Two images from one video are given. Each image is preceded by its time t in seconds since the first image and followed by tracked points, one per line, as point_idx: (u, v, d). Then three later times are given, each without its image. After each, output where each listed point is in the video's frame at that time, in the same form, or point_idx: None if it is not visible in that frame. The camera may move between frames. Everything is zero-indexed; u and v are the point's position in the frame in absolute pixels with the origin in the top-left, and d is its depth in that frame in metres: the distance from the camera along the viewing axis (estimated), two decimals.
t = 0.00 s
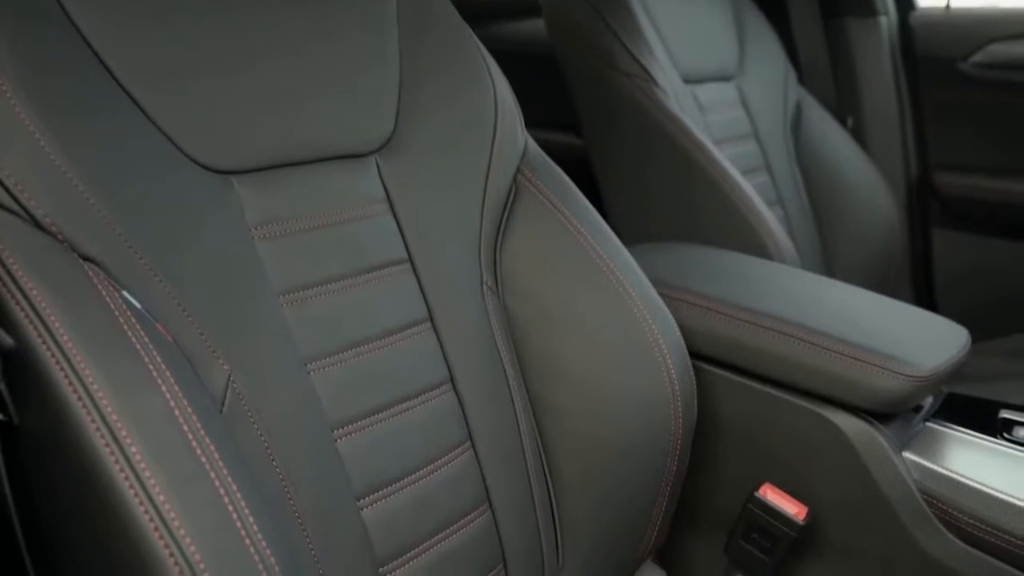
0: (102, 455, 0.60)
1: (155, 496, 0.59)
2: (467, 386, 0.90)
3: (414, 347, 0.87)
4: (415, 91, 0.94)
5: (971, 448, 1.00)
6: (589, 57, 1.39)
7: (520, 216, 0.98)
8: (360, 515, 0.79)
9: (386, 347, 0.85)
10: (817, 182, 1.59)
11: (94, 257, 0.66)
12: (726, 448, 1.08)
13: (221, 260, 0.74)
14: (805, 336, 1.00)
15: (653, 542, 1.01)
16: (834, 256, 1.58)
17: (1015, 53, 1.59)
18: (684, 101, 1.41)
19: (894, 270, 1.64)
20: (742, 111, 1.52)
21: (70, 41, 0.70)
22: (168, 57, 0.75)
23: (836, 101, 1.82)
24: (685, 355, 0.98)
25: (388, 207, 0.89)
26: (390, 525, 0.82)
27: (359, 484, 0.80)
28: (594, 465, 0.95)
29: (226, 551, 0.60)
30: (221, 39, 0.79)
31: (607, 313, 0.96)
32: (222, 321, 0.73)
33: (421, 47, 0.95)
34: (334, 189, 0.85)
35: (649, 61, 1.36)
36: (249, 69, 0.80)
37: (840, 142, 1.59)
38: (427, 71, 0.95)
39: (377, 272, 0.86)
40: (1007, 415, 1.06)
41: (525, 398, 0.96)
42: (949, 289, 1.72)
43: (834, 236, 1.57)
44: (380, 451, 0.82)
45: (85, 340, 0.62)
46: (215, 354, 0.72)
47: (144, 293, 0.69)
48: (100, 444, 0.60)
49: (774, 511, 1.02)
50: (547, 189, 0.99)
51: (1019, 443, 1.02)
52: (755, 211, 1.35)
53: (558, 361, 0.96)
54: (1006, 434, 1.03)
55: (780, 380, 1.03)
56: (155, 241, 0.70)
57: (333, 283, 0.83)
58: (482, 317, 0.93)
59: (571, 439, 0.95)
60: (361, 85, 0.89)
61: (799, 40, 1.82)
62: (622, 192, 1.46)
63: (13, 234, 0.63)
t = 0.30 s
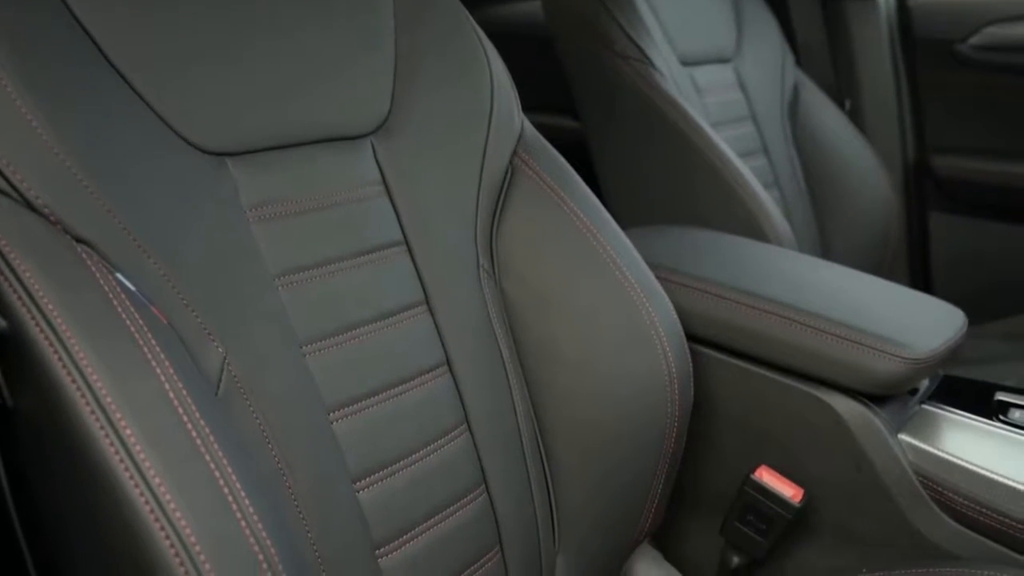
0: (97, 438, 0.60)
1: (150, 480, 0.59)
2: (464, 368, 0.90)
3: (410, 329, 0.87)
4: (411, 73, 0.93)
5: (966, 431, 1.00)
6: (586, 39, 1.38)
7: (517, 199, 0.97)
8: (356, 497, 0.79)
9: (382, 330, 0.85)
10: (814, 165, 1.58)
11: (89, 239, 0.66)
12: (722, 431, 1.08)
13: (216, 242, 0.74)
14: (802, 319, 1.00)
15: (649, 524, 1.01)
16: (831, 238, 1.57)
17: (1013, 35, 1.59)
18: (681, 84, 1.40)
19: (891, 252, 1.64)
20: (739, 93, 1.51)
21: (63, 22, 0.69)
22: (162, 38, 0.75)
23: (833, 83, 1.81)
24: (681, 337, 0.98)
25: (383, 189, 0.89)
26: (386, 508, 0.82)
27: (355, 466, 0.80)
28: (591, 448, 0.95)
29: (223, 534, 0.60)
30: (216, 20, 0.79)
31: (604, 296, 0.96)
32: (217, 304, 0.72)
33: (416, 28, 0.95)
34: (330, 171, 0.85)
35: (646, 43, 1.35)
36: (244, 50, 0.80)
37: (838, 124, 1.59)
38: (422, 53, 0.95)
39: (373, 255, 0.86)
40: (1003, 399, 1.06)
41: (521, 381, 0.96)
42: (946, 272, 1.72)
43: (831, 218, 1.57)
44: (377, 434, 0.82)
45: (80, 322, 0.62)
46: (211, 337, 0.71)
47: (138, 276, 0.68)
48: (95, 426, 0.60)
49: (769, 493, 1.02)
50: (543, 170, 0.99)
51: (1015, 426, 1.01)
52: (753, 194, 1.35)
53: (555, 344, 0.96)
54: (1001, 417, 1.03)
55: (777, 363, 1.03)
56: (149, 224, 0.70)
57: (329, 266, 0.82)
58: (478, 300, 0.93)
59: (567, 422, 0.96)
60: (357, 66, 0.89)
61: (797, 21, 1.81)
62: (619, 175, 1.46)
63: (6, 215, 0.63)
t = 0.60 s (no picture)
0: (93, 422, 0.60)
1: (146, 464, 0.59)
2: (461, 352, 0.90)
3: (407, 313, 0.87)
4: (407, 56, 0.93)
5: (963, 415, 1.00)
6: (584, 22, 1.37)
7: (513, 182, 0.97)
8: (353, 481, 0.79)
9: (378, 314, 0.85)
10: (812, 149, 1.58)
11: (83, 222, 0.65)
12: (719, 415, 1.08)
13: (212, 226, 0.74)
14: (799, 303, 1.00)
15: (646, 508, 1.01)
16: (828, 222, 1.57)
17: (1015, 18, 1.58)
18: (679, 66, 1.40)
19: (888, 236, 1.64)
20: (737, 77, 1.51)
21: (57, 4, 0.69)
22: (157, 21, 0.74)
23: (831, 66, 1.80)
24: (679, 321, 0.98)
25: (379, 172, 0.89)
26: (384, 492, 0.82)
27: (351, 450, 0.80)
28: (587, 431, 0.95)
29: (219, 519, 0.60)
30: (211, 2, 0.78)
31: (600, 279, 0.96)
32: (213, 288, 0.72)
33: (412, 10, 0.94)
34: (326, 154, 0.84)
35: (644, 26, 1.35)
36: (240, 33, 0.79)
37: (836, 108, 1.59)
38: (418, 36, 0.94)
39: (369, 239, 0.86)
40: (999, 381, 1.06)
41: (518, 365, 0.96)
42: (943, 256, 1.72)
43: (829, 202, 1.57)
44: (375, 418, 0.82)
45: (74, 305, 0.61)
46: (207, 321, 0.71)
47: (134, 259, 0.68)
48: (90, 410, 0.60)
49: (767, 476, 1.03)
50: (540, 154, 0.98)
51: (1011, 409, 1.01)
52: (750, 178, 1.35)
53: (552, 328, 0.96)
54: (997, 400, 1.03)
55: (774, 346, 1.02)
56: (144, 207, 0.70)
57: (325, 249, 0.82)
58: (475, 284, 0.93)
59: (564, 406, 0.96)
60: (353, 49, 0.88)
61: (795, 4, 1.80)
62: (616, 160, 1.45)
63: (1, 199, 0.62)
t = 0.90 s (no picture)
0: (88, 404, 0.60)
1: (142, 447, 0.59)
2: (458, 336, 0.90)
3: (403, 296, 0.87)
4: (403, 37, 0.92)
5: (960, 398, 1.00)
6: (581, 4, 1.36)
7: (510, 164, 0.97)
8: (351, 464, 0.79)
9: (375, 296, 0.84)
10: (809, 131, 1.57)
11: (75, 203, 0.65)
12: (717, 397, 1.08)
13: (207, 208, 0.73)
14: (796, 286, 0.99)
15: (643, 490, 1.01)
16: (826, 205, 1.57)
17: None
18: (676, 47, 1.39)
19: (886, 219, 1.64)
20: (735, 58, 1.50)
21: None
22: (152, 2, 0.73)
23: (830, 48, 1.79)
24: (676, 304, 0.98)
25: (376, 154, 0.88)
26: (381, 474, 0.82)
27: (349, 433, 0.79)
28: (585, 415, 0.95)
29: (216, 502, 0.60)
30: None
31: (597, 262, 0.95)
32: (208, 270, 0.72)
33: None
34: (323, 136, 0.84)
35: (642, 7, 1.34)
36: (235, 14, 0.79)
37: (834, 91, 1.58)
38: (414, 17, 0.93)
39: (365, 221, 0.85)
40: (997, 363, 1.05)
41: (515, 348, 0.96)
42: (940, 238, 1.72)
43: (827, 184, 1.57)
44: (371, 401, 0.82)
45: (68, 287, 0.61)
46: (202, 304, 0.71)
47: (127, 242, 0.68)
48: (86, 393, 0.60)
49: (763, 458, 1.03)
50: (537, 136, 0.98)
51: (1008, 391, 1.01)
52: (747, 160, 1.34)
53: (548, 310, 0.95)
54: (994, 382, 1.03)
55: (771, 329, 1.02)
56: (139, 189, 0.69)
57: (321, 232, 0.82)
58: (471, 267, 0.92)
59: (561, 389, 0.96)
60: (349, 30, 0.87)
61: None
62: (613, 142, 1.44)
63: None
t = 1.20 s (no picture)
0: (84, 389, 0.59)
1: (138, 431, 0.59)
2: (455, 321, 0.90)
3: (400, 280, 0.86)
4: (399, 20, 0.91)
5: (958, 382, 1.00)
6: None
7: (507, 148, 0.96)
8: (347, 449, 0.79)
9: (371, 281, 0.84)
10: (807, 116, 1.57)
11: (69, 187, 0.65)
12: (714, 382, 1.08)
13: (203, 192, 0.73)
14: (794, 270, 0.99)
15: (640, 474, 1.01)
16: (823, 189, 1.57)
17: None
18: (673, 31, 1.38)
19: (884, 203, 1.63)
20: (733, 42, 1.49)
21: None
22: None
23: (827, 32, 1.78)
24: (673, 288, 0.98)
25: (372, 138, 0.88)
26: (378, 459, 0.82)
27: (345, 418, 0.79)
28: (583, 399, 0.95)
29: (212, 486, 0.60)
30: None
31: (595, 246, 0.95)
32: (204, 254, 0.72)
33: None
34: (319, 120, 0.83)
35: None
36: None
37: (832, 75, 1.58)
38: None
39: (361, 205, 0.85)
40: (993, 347, 1.05)
41: (512, 332, 0.95)
42: (938, 223, 1.72)
43: (825, 169, 1.56)
44: (368, 386, 0.82)
45: (62, 271, 0.61)
46: (198, 289, 0.71)
47: (122, 226, 0.67)
48: (82, 379, 0.59)
49: (761, 443, 1.03)
50: (534, 120, 0.98)
51: (1005, 374, 1.01)
52: (745, 145, 1.34)
53: (546, 295, 0.95)
54: (991, 365, 1.03)
55: (768, 313, 1.02)
56: (134, 173, 0.69)
57: (319, 216, 0.81)
58: (468, 251, 0.92)
59: (558, 374, 0.95)
60: (345, 13, 0.87)
61: None
62: (611, 127, 1.44)
63: None
